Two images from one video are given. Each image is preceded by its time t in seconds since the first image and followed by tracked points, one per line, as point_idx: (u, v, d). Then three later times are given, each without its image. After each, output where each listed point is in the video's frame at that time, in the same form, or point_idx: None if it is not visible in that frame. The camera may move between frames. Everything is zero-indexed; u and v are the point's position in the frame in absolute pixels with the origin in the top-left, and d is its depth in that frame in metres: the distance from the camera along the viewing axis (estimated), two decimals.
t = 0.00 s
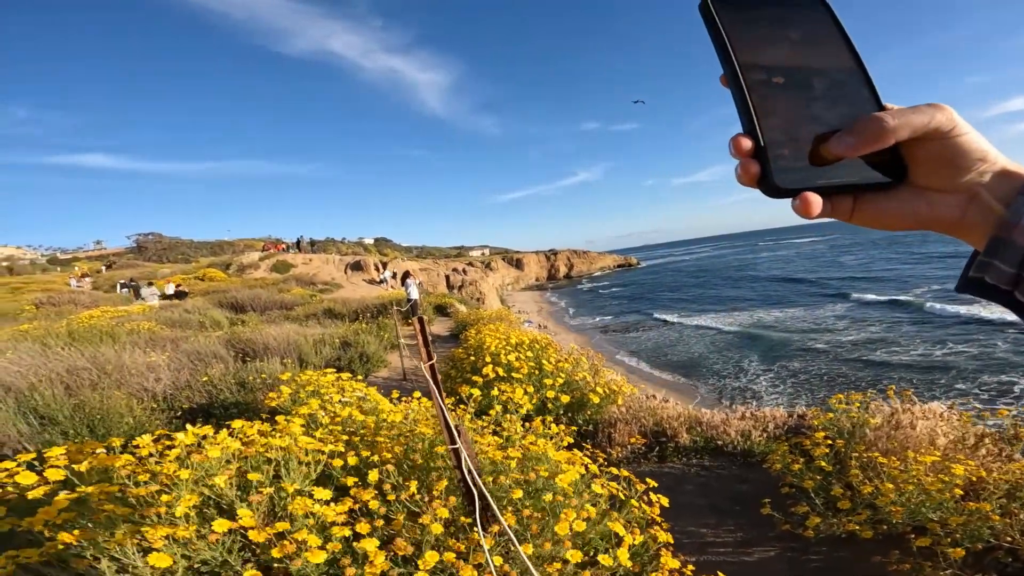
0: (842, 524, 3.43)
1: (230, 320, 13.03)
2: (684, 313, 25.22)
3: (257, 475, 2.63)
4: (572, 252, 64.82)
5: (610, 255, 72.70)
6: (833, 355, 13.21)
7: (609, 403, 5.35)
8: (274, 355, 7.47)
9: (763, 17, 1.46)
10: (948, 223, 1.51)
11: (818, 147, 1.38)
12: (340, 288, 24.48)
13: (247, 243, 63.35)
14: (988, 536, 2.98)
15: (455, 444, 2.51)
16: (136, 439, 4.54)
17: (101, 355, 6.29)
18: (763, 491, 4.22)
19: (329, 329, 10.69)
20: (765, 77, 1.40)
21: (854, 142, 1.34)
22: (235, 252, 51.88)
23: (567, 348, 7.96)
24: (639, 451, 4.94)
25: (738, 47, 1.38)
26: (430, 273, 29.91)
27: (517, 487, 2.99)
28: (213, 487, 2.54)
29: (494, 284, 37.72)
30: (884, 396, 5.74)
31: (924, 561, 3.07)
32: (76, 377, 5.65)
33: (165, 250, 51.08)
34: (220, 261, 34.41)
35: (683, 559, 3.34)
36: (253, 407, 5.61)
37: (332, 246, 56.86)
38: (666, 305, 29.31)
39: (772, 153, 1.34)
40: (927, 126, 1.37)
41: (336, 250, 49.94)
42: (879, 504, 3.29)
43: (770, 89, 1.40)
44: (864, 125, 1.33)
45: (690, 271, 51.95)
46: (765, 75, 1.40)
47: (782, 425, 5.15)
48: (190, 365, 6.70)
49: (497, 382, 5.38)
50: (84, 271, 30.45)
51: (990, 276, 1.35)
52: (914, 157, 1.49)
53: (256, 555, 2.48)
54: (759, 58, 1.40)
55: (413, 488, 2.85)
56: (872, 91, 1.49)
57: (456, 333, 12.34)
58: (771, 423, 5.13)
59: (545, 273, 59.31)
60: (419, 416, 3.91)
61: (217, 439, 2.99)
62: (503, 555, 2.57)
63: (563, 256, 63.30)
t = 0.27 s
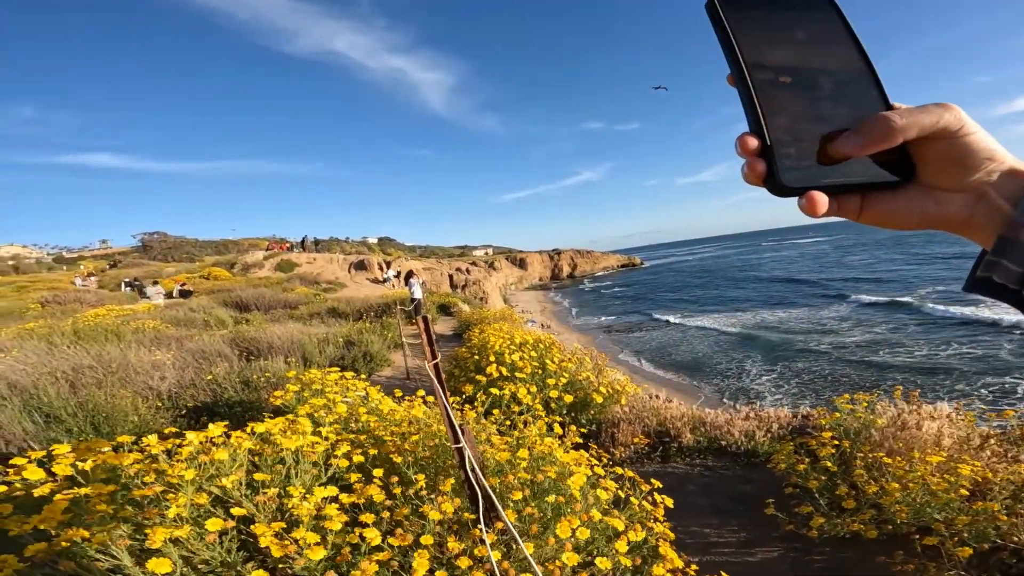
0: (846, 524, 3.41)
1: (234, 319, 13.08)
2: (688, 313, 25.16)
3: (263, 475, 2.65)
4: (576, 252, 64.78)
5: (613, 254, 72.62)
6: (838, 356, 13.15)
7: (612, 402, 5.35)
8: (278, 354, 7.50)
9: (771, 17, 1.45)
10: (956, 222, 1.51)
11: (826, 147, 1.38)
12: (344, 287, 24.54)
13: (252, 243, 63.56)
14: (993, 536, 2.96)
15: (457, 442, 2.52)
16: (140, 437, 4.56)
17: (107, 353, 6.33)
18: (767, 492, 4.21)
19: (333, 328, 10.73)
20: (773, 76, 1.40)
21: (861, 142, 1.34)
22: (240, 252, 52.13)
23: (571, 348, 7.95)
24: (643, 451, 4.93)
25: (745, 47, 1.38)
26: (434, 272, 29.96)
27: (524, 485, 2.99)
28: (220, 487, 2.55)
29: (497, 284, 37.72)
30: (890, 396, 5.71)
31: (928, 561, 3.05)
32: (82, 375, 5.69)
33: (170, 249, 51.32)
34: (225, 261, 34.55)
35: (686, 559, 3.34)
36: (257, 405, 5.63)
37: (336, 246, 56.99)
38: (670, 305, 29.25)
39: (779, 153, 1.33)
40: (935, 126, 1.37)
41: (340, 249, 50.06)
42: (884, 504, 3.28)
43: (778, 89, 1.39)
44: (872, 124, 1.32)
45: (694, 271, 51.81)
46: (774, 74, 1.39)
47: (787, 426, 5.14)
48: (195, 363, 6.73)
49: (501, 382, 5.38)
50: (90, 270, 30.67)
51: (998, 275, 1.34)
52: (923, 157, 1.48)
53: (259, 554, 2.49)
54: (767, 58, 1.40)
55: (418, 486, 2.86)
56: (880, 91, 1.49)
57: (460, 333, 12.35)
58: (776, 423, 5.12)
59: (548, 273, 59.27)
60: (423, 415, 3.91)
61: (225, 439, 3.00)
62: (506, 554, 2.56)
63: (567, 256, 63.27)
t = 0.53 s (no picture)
0: (847, 524, 3.41)
1: (235, 318, 13.08)
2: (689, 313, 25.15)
3: (268, 476, 2.66)
4: (576, 252, 64.82)
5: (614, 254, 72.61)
6: (839, 356, 13.13)
7: (613, 403, 5.34)
8: (279, 354, 7.50)
9: (773, 16, 1.45)
10: (960, 221, 1.51)
11: (830, 146, 1.38)
12: (345, 287, 24.56)
13: (253, 242, 63.61)
14: (995, 536, 2.96)
15: (459, 443, 2.52)
16: (141, 437, 4.57)
17: (108, 353, 6.35)
18: (768, 492, 4.20)
19: (334, 328, 10.74)
20: (776, 76, 1.39)
21: (866, 141, 1.34)
22: (241, 251, 52.22)
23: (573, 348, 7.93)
24: (643, 451, 4.93)
25: (749, 47, 1.37)
26: (434, 272, 29.97)
27: (523, 487, 2.99)
28: (224, 488, 2.55)
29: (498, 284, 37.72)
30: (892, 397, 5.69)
31: (929, 561, 3.05)
32: (83, 375, 5.70)
33: (171, 249, 51.36)
34: (226, 260, 34.57)
35: (687, 559, 3.34)
36: (258, 405, 5.65)
37: (337, 245, 57.06)
38: (671, 305, 29.22)
39: (783, 152, 1.33)
40: (939, 125, 1.37)
41: (342, 249, 50.17)
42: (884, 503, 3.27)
43: (781, 88, 1.39)
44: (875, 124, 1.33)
45: (695, 271, 51.78)
46: (776, 73, 1.38)
47: (788, 426, 5.14)
48: (196, 363, 6.74)
49: (501, 381, 5.39)
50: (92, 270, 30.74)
51: (1002, 274, 1.34)
52: (927, 156, 1.48)
53: (262, 557, 2.50)
54: (770, 59, 1.39)
55: (419, 487, 2.86)
56: (884, 90, 1.49)
57: (460, 333, 12.35)
58: (777, 423, 5.11)
59: (549, 272, 59.29)
60: (424, 415, 3.91)
61: (229, 440, 3.00)
62: (506, 556, 2.55)
63: (567, 256, 63.28)
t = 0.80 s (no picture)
0: (847, 524, 3.40)
1: (235, 318, 13.09)
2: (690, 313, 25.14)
3: (276, 474, 2.68)
4: (577, 252, 64.83)
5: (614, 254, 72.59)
6: (840, 356, 13.11)
7: (614, 403, 5.34)
8: (279, 354, 7.50)
9: (777, 16, 1.44)
10: (964, 221, 1.51)
11: (834, 146, 1.39)
12: (346, 287, 24.56)
13: (253, 242, 63.64)
14: (997, 536, 2.96)
15: (458, 442, 2.53)
16: (141, 437, 4.57)
17: (108, 353, 6.35)
18: (768, 492, 4.20)
19: (334, 328, 10.74)
20: (780, 76, 1.39)
21: (869, 141, 1.35)
22: (242, 251, 52.27)
23: (573, 348, 7.93)
24: (643, 451, 4.93)
25: (753, 46, 1.37)
26: (434, 272, 29.97)
27: (523, 485, 3.01)
28: (241, 487, 2.56)
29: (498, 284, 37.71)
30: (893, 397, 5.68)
31: (929, 561, 3.05)
32: (83, 374, 5.70)
33: (172, 249, 51.39)
34: (227, 260, 34.60)
35: (686, 559, 3.34)
36: (258, 405, 5.64)
37: (338, 245, 57.09)
38: (672, 305, 29.21)
39: (786, 151, 1.33)
40: (942, 125, 1.38)
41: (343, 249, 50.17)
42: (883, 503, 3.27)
43: (785, 88, 1.38)
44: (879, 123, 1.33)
45: (695, 271, 51.75)
46: (779, 73, 1.38)
47: (788, 426, 5.14)
48: (196, 363, 6.74)
49: (502, 381, 5.39)
50: (93, 270, 30.78)
51: (1005, 274, 1.34)
52: (930, 155, 1.49)
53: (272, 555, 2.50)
54: (774, 58, 1.39)
55: (419, 487, 2.87)
56: (888, 90, 1.49)
57: (460, 333, 12.34)
58: (777, 423, 5.11)
59: (549, 272, 59.29)
60: (424, 415, 3.91)
61: (236, 440, 3.00)
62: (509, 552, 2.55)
63: (568, 255, 63.28)
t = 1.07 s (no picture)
0: (847, 525, 3.40)
1: (236, 318, 13.09)
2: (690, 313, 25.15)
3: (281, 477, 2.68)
4: (577, 252, 64.84)
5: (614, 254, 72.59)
6: (840, 356, 13.10)
7: (613, 403, 5.33)
8: (279, 354, 7.50)
9: (780, 18, 1.44)
10: (971, 222, 1.52)
11: (839, 149, 1.39)
12: (346, 287, 24.57)
13: (254, 242, 63.69)
14: (997, 536, 2.96)
15: (457, 443, 2.53)
16: (141, 437, 4.57)
17: (109, 353, 6.35)
18: (767, 492, 4.20)
19: (334, 328, 10.74)
20: (785, 78, 1.39)
21: (875, 144, 1.36)
22: (242, 251, 52.22)
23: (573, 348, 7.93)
24: (643, 451, 4.93)
25: (758, 48, 1.37)
26: (435, 272, 29.97)
27: (522, 485, 3.01)
28: (247, 489, 2.56)
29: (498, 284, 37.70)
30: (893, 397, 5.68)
31: (929, 562, 3.06)
32: (83, 374, 5.70)
33: (173, 249, 51.40)
34: (227, 260, 34.60)
35: (686, 559, 3.33)
36: (258, 405, 5.65)
37: (338, 245, 57.11)
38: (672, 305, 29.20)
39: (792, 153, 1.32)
40: (944, 128, 1.40)
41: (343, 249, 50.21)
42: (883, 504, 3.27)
43: (790, 90, 1.38)
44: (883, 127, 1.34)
45: (696, 271, 51.73)
46: (783, 75, 1.38)
47: (788, 426, 5.14)
48: (196, 363, 6.74)
49: (501, 382, 5.39)
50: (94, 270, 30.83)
51: (1013, 277, 1.33)
52: (935, 158, 1.49)
53: (273, 555, 2.51)
54: (778, 59, 1.39)
55: (419, 486, 2.87)
56: (893, 91, 1.49)
57: (461, 333, 12.35)
58: (777, 423, 5.11)
59: (549, 272, 59.31)
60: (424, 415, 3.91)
61: (239, 441, 2.99)
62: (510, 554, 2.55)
63: (568, 255, 63.27)
